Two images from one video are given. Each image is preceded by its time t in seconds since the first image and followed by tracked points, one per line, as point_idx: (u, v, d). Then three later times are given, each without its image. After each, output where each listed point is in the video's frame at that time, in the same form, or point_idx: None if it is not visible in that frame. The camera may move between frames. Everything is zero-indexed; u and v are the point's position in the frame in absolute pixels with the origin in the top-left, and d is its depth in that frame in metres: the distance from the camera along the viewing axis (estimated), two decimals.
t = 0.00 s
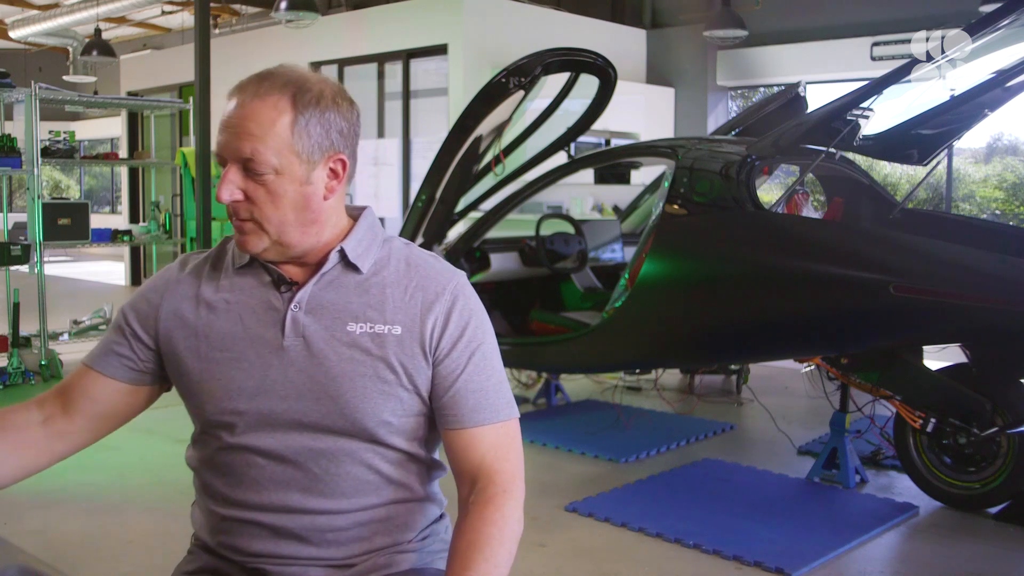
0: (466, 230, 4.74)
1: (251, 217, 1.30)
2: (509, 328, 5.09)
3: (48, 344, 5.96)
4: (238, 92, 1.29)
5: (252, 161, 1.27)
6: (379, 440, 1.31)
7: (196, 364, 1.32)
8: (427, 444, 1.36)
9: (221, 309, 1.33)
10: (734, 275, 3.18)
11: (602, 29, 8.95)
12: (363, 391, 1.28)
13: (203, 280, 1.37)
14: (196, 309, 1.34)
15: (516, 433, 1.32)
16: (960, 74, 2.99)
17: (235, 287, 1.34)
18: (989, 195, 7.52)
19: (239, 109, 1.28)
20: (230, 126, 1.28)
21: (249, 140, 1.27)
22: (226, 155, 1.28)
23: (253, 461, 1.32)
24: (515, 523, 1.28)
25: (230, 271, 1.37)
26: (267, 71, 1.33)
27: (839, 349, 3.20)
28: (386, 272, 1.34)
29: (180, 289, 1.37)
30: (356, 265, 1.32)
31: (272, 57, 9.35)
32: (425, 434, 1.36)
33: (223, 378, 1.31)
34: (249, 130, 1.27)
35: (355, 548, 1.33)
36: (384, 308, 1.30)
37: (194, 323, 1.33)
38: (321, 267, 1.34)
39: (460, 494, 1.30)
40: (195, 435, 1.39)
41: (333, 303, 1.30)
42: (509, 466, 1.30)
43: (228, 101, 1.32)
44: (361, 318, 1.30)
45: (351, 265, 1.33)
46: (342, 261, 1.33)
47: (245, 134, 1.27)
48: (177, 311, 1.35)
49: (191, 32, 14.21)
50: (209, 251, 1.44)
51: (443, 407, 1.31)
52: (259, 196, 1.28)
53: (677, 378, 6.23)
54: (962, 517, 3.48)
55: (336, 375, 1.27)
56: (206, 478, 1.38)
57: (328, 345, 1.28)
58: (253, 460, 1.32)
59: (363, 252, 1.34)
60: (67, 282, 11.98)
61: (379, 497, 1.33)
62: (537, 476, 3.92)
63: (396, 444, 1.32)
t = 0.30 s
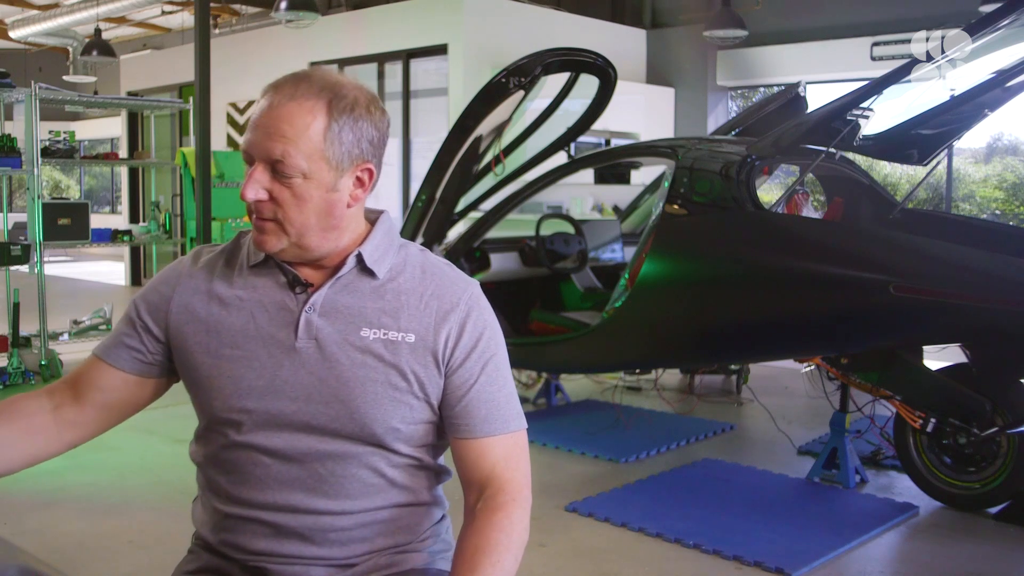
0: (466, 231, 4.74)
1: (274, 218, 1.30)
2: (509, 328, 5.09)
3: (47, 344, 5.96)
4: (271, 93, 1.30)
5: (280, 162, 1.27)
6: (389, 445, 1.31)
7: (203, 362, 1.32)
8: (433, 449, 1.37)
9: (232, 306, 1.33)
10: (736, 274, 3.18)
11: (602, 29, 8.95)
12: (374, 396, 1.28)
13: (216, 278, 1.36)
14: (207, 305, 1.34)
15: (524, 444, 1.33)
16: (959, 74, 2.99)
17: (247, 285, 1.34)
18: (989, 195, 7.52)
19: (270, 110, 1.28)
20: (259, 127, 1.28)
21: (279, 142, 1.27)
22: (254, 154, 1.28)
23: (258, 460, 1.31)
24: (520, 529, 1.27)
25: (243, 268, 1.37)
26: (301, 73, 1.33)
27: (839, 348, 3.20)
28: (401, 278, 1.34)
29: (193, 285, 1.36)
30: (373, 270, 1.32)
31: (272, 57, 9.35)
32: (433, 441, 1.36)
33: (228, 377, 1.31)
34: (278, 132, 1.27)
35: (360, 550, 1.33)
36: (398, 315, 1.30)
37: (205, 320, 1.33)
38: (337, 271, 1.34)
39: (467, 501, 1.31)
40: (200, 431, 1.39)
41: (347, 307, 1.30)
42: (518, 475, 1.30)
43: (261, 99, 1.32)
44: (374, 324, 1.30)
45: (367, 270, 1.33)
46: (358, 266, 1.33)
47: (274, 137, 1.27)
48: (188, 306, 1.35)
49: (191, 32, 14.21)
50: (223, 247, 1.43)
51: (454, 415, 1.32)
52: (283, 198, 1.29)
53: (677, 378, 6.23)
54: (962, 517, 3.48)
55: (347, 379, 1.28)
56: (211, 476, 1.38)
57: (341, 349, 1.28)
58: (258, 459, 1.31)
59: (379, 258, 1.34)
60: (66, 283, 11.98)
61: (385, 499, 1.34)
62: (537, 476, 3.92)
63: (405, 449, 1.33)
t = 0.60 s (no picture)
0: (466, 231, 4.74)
1: (280, 218, 1.30)
2: (509, 328, 5.09)
3: (47, 344, 5.96)
4: (288, 94, 1.31)
5: (292, 162, 1.28)
6: (388, 447, 1.31)
7: (203, 361, 1.33)
8: (434, 453, 1.37)
9: (234, 304, 1.34)
10: (736, 274, 3.18)
11: (602, 29, 8.95)
12: (374, 399, 1.28)
13: (220, 275, 1.37)
14: (209, 303, 1.35)
15: (525, 453, 1.34)
16: (960, 74, 2.99)
17: (251, 283, 1.35)
18: (988, 195, 7.54)
19: (286, 110, 1.29)
20: (273, 127, 1.29)
21: (292, 142, 1.28)
22: (266, 152, 1.29)
23: (257, 460, 1.31)
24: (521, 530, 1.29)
25: (247, 265, 1.37)
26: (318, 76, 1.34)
27: (839, 348, 3.20)
28: (404, 283, 1.34)
29: (197, 282, 1.37)
30: (377, 274, 1.32)
31: (272, 57, 9.35)
32: (436, 445, 1.37)
33: (228, 376, 1.31)
34: (293, 133, 1.28)
35: (360, 552, 1.33)
36: (401, 320, 1.30)
37: (207, 317, 1.34)
38: (342, 273, 1.35)
39: (471, 505, 1.32)
40: (200, 431, 1.39)
41: (350, 310, 1.30)
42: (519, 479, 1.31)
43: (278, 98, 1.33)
44: (376, 328, 1.30)
45: (371, 273, 1.33)
46: (362, 268, 1.33)
47: (288, 137, 1.28)
48: (191, 304, 1.36)
49: (191, 32, 14.21)
50: (226, 243, 1.44)
51: (456, 422, 1.33)
52: (293, 197, 1.29)
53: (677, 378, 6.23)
54: (962, 517, 3.48)
55: (348, 382, 1.28)
56: (211, 476, 1.38)
57: (342, 352, 1.28)
58: (257, 459, 1.31)
59: (383, 261, 1.34)
60: (66, 283, 11.97)
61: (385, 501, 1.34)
62: (537, 476, 3.92)
63: (405, 452, 1.33)
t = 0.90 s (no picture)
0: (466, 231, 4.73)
1: (303, 222, 1.31)
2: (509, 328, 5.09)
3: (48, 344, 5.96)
4: (300, 98, 1.30)
5: (316, 167, 1.28)
6: (388, 443, 1.31)
7: (206, 357, 1.34)
8: (436, 450, 1.37)
9: (236, 301, 1.35)
10: (736, 274, 3.17)
11: (602, 29, 8.95)
12: (373, 393, 1.28)
13: (224, 272, 1.39)
14: (213, 301, 1.36)
15: (524, 457, 1.34)
16: (959, 74, 2.99)
17: (255, 281, 1.36)
18: (989, 195, 7.55)
19: (302, 115, 1.28)
20: (292, 131, 1.28)
21: (316, 147, 1.28)
22: (288, 156, 1.29)
23: (258, 455, 1.32)
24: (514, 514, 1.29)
25: (252, 263, 1.39)
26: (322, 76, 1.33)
27: (839, 348, 3.20)
28: (405, 279, 1.34)
29: (201, 280, 1.39)
30: (378, 268, 1.33)
31: (272, 58, 9.35)
32: (438, 442, 1.36)
33: (230, 372, 1.32)
34: (316, 138, 1.28)
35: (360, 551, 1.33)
36: (401, 315, 1.31)
37: (210, 312, 1.36)
38: (344, 268, 1.36)
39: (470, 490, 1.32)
40: (202, 431, 1.39)
41: (350, 304, 1.31)
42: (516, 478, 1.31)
43: (289, 97, 1.32)
44: (376, 322, 1.30)
45: (372, 268, 1.34)
46: (363, 264, 1.34)
47: (311, 142, 1.28)
48: (196, 303, 1.37)
49: (191, 32, 14.21)
50: (232, 242, 1.46)
51: (455, 417, 1.33)
52: (317, 201, 1.30)
53: (677, 378, 6.23)
54: (963, 517, 3.47)
55: (348, 376, 1.28)
56: (212, 473, 1.38)
57: (342, 346, 1.29)
58: (258, 454, 1.32)
59: (385, 257, 1.34)
60: (66, 283, 11.97)
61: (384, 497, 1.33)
62: (537, 476, 3.92)
63: (407, 447, 1.33)
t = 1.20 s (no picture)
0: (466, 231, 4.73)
1: (347, 216, 1.36)
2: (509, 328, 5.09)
3: (48, 344, 5.95)
4: (334, 92, 1.32)
5: (363, 161, 1.33)
6: (392, 434, 1.33)
7: (210, 354, 1.35)
8: (437, 442, 1.39)
9: (239, 300, 1.37)
10: (736, 275, 3.17)
11: (602, 29, 8.95)
12: (379, 383, 1.31)
13: (224, 270, 1.40)
14: (214, 300, 1.37)
15: (522, 435, 1.37)
16: (959, 74, 2.98)
17: (256, 279, 1.38)
18: (988, 195, 7.57)
19: (345, 109, 1.32)
20: (338, 126, 1.32)
21: (366, 141, 1.33)
22: (333, 151, 1.32)
23: (260, 453, 1.32)
24: (517, 490, 1.32)
25: (253, 262, 1.40)
26: (332, 69, 1.36)
27: (839, 348, 3.20)
28: (406, 271, 1.38)
29: (200, 279, 1.40)
30: (380, 261, 1.37)
31: (272, 58, 9.35)
32: (438, 432, 1.39)
33: (234, 370, 1.33)
34: (364, 131, 1.33)
35: (363, 547, 1.33)
36: (403, 305, 1.35)
37: (213, 310, 1.37)
38: (346, 262, 1.39)
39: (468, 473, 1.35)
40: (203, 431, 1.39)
41: (355, 297, 1.35)
42: (518, 453, 1.35)
43: (311, 93, 1.33)
44: (380, 313, 1.34)
45: (374, 261, 1.38)
46: (365, 257, 1.38)
47: (360, 136, 1.32)
48: (198, 304, 1.38)
49: (191, 32, 14.21)
50: (227, 242, 1.47)
51: (456, 400, 1.36)
52: (361, 193, 1.35)
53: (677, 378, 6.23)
54: (963, 517, 3.47)
55: (354, 367, 1.31)
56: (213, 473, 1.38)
57: (348, 338, 1.32)
58: (260, 452, 1.32)
59: (386, 250, 1.38)
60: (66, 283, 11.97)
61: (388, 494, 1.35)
62: (537, 476, 3.92)
63: (412, 437, 1.35)
